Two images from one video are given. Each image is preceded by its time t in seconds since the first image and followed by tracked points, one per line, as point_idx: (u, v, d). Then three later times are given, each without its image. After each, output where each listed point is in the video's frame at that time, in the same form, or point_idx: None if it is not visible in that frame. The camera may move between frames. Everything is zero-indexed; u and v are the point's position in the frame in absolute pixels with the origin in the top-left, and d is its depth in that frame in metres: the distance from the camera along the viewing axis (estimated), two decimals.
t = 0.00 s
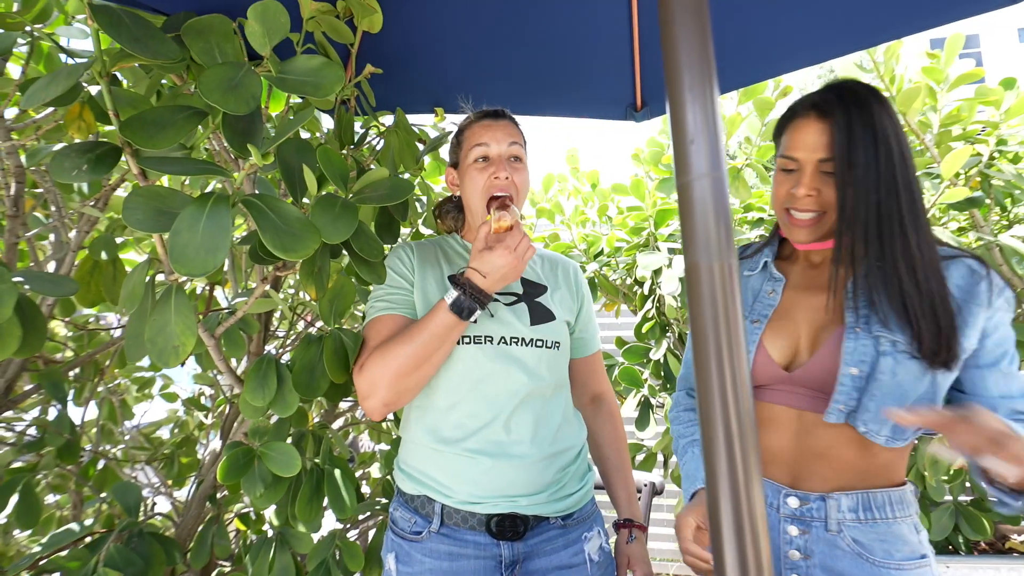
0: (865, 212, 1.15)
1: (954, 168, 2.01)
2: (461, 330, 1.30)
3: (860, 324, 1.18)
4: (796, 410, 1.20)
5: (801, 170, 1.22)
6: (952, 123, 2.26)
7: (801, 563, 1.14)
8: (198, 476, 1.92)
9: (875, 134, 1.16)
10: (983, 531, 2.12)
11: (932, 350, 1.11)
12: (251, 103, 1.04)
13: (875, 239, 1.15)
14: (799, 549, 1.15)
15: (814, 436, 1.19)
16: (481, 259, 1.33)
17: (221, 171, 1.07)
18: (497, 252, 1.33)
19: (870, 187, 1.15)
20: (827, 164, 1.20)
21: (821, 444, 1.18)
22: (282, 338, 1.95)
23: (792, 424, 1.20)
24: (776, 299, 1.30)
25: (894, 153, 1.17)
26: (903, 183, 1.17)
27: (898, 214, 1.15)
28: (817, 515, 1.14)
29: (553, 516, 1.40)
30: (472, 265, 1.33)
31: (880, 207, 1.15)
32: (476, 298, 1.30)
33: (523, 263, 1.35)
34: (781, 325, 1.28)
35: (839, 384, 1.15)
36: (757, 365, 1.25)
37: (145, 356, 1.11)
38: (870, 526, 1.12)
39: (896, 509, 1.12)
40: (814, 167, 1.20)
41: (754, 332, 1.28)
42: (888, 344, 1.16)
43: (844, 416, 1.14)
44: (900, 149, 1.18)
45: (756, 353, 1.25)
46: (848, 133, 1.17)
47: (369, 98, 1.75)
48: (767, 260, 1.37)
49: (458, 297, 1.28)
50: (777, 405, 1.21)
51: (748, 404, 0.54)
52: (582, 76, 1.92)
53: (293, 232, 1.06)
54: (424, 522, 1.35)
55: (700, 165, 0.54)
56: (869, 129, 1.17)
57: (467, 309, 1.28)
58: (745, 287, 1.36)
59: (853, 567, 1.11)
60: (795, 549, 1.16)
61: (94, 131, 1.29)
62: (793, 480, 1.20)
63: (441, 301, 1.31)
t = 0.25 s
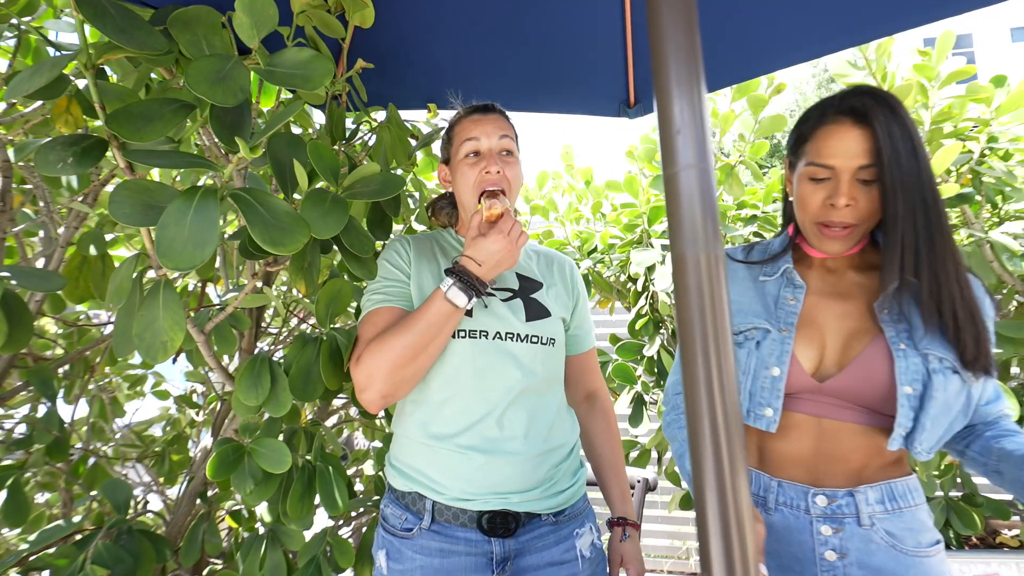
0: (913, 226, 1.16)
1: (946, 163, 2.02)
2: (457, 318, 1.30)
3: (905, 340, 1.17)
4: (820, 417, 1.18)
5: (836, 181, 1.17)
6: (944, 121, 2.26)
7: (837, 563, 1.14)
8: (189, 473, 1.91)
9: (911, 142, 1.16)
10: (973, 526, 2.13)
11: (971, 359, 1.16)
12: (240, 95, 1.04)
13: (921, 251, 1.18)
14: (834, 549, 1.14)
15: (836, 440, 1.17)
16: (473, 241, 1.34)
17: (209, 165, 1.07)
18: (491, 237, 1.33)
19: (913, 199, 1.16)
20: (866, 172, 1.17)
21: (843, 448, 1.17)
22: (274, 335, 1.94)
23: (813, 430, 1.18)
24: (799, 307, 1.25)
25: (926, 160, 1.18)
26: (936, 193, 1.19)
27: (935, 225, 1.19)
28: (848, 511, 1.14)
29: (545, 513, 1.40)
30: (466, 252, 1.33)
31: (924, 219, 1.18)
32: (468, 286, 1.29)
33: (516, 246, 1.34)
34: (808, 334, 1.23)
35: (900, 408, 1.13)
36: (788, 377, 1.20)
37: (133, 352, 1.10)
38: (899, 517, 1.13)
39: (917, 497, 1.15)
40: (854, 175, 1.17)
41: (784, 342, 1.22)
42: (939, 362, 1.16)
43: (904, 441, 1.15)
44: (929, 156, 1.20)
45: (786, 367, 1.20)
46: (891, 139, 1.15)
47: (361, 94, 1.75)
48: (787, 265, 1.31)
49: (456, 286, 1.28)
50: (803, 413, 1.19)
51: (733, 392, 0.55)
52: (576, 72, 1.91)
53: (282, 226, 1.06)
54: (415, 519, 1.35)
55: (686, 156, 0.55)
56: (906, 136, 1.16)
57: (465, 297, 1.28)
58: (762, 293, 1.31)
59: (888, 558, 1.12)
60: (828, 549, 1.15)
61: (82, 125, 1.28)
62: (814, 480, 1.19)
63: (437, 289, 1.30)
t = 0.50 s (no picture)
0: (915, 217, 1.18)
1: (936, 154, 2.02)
2: (448, 306, 1.29)
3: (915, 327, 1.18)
4: (830, 406, 1.16)
5: (841, 171, 1.17)
6: (935, 112, 2.27)
7: (843, 553, 1.13)
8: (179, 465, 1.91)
9: (916, 132, 1.17)
10: (959, 514, 2.16)
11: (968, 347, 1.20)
12: (224, 80, 1.03)
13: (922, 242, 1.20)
14: (840, 539, 1.13)
15: (840, 428, 1.16)
16: (466, 226, 1.34)
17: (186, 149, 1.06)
18: (483, 223, 1.33)
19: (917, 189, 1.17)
20: (869, 162, 1.18)
21: (848, 436, 1.16)
22: (264, 326, 1.93)
23: (820, 420, 1.16)
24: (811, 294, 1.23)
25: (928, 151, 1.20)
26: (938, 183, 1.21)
27: (935, 215, 1.21)
28: (853, 500, 1.13)
29: (535, 502, 1.40)
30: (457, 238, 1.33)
31: (925, 209, 1.20)
32: (464, 273, 1.29)
33: (507, 232, 1.35)
34: (823, 323, 1.21)
35: (914, 394, 1.15)
36: (810, 366, 1.17)
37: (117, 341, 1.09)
38: (900, 504, 1.14)
39: (915, 483, 1.16)
40: (857, 164, 1.17)
41: (803, 330, 1.20)
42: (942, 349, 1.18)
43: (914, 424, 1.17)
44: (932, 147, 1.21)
45: (807, 355, 1.17)
46: (896, 128, 1.16)
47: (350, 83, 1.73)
48: (795, 254, 1.29)
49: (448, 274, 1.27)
50: (815, 402, 1.16)
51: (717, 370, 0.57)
52: (568, 62, 1.91)
53: (268, 213, 1.05)
54: (404, 509, 1.34)
55: (672, 139, 0.56)
56: (910, 125, 1.17)
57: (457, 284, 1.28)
58: (772, 281, 1.28)
59: (891, 546, 1.13)
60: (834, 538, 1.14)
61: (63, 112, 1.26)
62: (818, 470, 1.17)
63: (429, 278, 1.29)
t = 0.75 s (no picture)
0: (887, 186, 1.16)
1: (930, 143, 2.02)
2: (437, 295, 1.28)
3: (899, 312, 1.17)
4: (810, 390, 1.17)
5: (811, 140, 1.20)
6: (931, 99, 2.26)
7: (809, 532, 1.16)
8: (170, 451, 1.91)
9: (892, 105, 1.17)
10: (947, 500, 2.18)
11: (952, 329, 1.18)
12: (208, 59, 1.01)
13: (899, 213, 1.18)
14: (807, 519, 1.16)
15: (822, 413, 1.17)
16: (456, 213, 1.33)
17: (169, 130, 1.05)
18: (471, 210, 1.32)
19: (888, 158, 1.16)
20: (841, 133, 1.19)
21: (828, 421, 1.17)
22: (256, 312, 1.93)
23: (800, 403, 1.18)
24: (799, 276, 1.24)
25: (910, 125, 1.18)
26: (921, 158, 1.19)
27: (916, 189, 1.19)
28: (824, 484, 1.15)
29: (526, 488, 1.40)
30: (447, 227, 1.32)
31: (902, 181, 1.18)
32: (455, 263, 1.29)
33: (497, 219, 1.34)
34: (807, 306, 1.23)
35: (892, 379, 1.15)
36: (788, 348, 1.19)
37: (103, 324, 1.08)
38: (874, 491, 1.15)
39: (894, 472, 1.17)
40: (825, 135, 1.19)
41: (784, 312, 1.21)
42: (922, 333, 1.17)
43: (893, 412, 1.16)
44: (916, 121, 1.19)
45: (786, 337, 1.19)
46: (865, 100, 1.17)
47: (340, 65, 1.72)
48: (785, 234, 1.30)
49: (436, 262, 1.26)
50: (795, 384, 1.18)
51: (705, 352, 0.56)
52: (562, 46, 1.89)
53: (254, 195, 1.04)
54: (395, 495, 1.35)
55: (661, 118, 0.56)
56: (885, 97, 1.17)
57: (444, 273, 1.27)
58: (762, 262, 1.30)
59: (859, 530, 1.15)
60: (802, 517, 1.17)
61: (44, 91, 1.26)
62: (796, 453, 1.19)
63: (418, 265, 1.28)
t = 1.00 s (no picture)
0: (810, 160, 1.16)
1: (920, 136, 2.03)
2: (428, 288, 1.28)
3: (856, 306, 1.16)
4: (775, 382, 1.18)
5: (758, 126, 1.25)
6: (922, 93, 2.27)
7: (785, 528, 1.15)
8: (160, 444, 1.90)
9: (832, 84, 1.17)
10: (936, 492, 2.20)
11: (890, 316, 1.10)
12: (194, 46, 1.00)
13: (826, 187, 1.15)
14: (783, 515, 1.16)
15: (793, 406, 1.18)
16: (446, 207, 1.32)
17: (156, 118, 1.04)
18: (460, 202, 1.32)
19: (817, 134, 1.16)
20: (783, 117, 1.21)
21: (797, 414, 1.18)
22: (246, 304, 1.92)
23: (770, 395, 1.18)
24: (765, 266, 1.27)
25: (853, 102, 1.16)
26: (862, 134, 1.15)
27: (853, 165, 1.14)
28: (799, 479, 1.15)
29: (517, 479, 1.40)
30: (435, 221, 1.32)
31: (835, 156, 1.15)
32: (445, 254, 1.28)
33: (488, 212, 1.33)
34: (769, 296, 1.25)
35: (841, 374, 1.13)
36: (744, 337, 1.22)
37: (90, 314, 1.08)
38: (849, 486, 1.14)
39: (870, 467, 1.16)
40: (765, 116, 1.23)
41: (742, 303, 1.25)
42: (872, 327, 1.14)
43: (849, 409, 1.13)
44: (864, 98, 1.16)
45: (741, 326, 1.22)
46: (804, 84, 1.19)
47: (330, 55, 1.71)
48: (756, 224, 1.34)
49: (425, 254, 1.26)
50: (759, 375, 1.20)
51: (689, 339, 0.57)
52: (553, 38, 1.88)
53: (242, 184, 1.03)
54: (385, 486, 1.35)
55: (647, 104, 0.56)
56: (827, 77, 1.18)
57: (433, 267, 1.26)
58: (731, 252, 1.34)
59: (835, 526, 1.14)
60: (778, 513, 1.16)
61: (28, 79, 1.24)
62: (771, 447, 1.20)
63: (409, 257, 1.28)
